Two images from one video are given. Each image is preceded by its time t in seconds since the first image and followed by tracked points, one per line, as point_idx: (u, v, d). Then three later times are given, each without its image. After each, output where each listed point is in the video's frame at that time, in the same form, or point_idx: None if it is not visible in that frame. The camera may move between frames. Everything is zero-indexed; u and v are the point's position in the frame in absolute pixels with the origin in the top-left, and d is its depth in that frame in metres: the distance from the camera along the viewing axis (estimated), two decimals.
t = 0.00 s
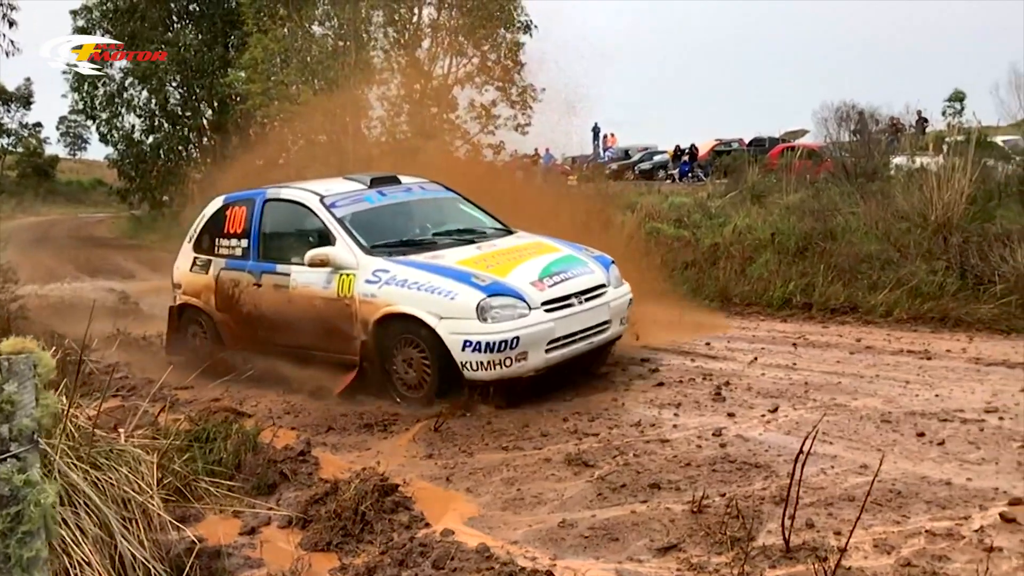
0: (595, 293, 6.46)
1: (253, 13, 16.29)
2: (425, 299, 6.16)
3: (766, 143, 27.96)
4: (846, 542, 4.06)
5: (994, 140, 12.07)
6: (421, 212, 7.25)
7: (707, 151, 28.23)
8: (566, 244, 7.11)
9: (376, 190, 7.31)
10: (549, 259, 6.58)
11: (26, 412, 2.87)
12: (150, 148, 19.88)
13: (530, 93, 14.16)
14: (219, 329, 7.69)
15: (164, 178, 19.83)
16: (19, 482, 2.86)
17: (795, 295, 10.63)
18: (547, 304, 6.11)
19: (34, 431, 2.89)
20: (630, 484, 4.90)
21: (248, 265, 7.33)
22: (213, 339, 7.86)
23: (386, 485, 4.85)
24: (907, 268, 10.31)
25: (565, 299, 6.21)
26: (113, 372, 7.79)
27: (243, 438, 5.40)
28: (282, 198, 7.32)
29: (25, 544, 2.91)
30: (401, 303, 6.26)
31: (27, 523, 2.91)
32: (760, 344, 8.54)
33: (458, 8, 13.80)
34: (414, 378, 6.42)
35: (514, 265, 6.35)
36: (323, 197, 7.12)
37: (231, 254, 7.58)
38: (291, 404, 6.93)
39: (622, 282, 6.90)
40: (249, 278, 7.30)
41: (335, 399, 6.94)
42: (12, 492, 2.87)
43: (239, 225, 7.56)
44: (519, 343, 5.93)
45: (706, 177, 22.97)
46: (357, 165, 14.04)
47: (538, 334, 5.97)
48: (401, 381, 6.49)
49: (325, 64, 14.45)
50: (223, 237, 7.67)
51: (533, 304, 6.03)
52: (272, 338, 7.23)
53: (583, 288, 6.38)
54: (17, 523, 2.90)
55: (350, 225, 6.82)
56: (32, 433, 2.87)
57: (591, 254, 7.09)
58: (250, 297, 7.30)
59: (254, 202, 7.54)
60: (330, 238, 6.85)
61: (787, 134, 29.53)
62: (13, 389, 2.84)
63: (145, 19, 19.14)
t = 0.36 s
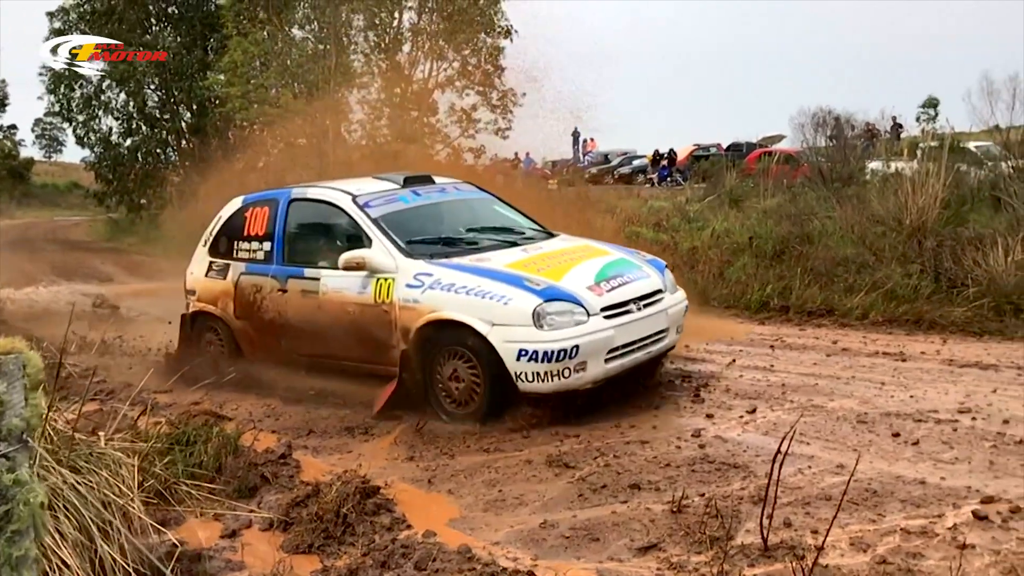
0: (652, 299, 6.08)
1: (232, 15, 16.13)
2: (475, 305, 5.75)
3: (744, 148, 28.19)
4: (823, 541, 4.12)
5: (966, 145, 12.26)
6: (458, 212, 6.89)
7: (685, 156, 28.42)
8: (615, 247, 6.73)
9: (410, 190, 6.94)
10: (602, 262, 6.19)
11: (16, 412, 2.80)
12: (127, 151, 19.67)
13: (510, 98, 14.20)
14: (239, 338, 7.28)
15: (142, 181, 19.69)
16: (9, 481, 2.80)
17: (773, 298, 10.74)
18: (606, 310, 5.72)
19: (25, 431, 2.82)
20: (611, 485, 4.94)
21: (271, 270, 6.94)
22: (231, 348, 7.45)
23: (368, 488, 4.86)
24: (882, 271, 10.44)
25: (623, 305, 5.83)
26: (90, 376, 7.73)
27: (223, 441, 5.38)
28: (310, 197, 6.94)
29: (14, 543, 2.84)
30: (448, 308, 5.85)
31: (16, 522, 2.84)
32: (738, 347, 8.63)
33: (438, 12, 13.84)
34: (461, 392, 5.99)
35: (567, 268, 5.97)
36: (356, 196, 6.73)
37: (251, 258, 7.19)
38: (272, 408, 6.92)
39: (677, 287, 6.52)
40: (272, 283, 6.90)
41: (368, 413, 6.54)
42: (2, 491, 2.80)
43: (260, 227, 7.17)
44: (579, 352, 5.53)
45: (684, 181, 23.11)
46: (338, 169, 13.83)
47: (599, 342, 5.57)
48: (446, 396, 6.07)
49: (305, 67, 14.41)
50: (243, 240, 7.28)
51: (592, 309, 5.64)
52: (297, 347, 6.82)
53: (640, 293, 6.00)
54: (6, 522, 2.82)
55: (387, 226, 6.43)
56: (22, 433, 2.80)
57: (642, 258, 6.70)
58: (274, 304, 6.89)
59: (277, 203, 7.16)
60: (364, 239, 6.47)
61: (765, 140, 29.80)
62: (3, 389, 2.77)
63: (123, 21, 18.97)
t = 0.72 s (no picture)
0: (720, 307, 5.69)
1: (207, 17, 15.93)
2: (533, 312, 5.34)
3: (718, 151, 28.42)
4: (796, 539, 4.18)
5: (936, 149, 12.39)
6: (500, 211, 6.53)
7: (660, 159, 28.61)
8: (670, 250, 6.36)
9: (448, 189, 6.58)
10: (664, 267, 5.81)
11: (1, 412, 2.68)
12: (99, 153, 19.34)
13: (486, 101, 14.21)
14: (262, 347, 6.88)
15: (114, 184, 19.46)
16: None
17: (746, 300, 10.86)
18: (675, 318, 5.33)
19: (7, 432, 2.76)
20: (588, 485, 4.98)
21: (297, 274, 6.55)
22: (253, 357, 7.05)
23: (346, 490, 4.85)
24: (854, 273, 10.56)
25: (692, 312, 5.44)
26: (62, 380, 7.67)
27: (198, 445, 5.36)
28: (340, 196, 6.54)
29: None
30: (503, 316, 5.44)
31: None
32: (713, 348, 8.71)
33: (414, 15, 13.81)
34: (516, 409, 5.58)
35: (629, 274, 5.58)
36: (393, 194, 6.35)
37: (274, 261, 6.78)
38: (248, 411, 6.92)
39: (740, 294, 6.14)
40: (299, 288, 6.51)
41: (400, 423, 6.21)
42: None
43: (285, 228, 6.77)
44: (648, 363, 5.12)
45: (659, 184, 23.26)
46: (312, 173, 13.97)
47: (670, 352, 5.17)
48: (499, 412, 5.66)
49: (281, 71, 14.33)
50: (264, 242, 6.87)
51: (660, 317, 5.25)
52: (328, 356, 6.42)
53: (707, 299, 5.61)
54: None
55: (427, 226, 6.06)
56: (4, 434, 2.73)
57: (702, 263, 6.30)
58: (301, 310, 6.49)
59: (303, 201, 6.75)
60: (402, 240, 6.11)
61: (738, 144, 30.05)
62: None
63: (94, 22, 18.79)
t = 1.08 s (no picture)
0: (785, 313, 5.45)
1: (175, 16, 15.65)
2: (593, 318, 5.04)
3: (688, 154, 28.64)
4: (763, 535, 4.24)
5: (901, 152, 12.66)
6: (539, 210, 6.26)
7: (630, 162, 28.78)
8: (723, 253, 6.11)
9: (484, 186, 6.27)
10: (723, 270, 5.56)
11: None
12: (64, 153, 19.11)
13: (457, 103, 14.18)
14: (281, 354, 6.57)
15: (79, 184, 19.21)
16: None
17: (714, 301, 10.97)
18: (744, 326, 5.07)
19: None
20: (560, 485, 5.02)
21: (322, 276, 6.22)
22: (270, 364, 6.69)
23: (318, 492, 4.84)
24: (821, 274, 10.70)
25: (759, 319, 5.19)
26: (27, 384, 7.58)
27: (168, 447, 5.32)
28: (368, 194, 6.22)
29: None
30: (558, 323, 5.15)
31: None
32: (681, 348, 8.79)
33: (384, 16, 13.73)
34: (571, 423, 5.24)
35: (690, 278, 5.31)
36: (429, 191, 6.05)
37: (295, 263, 6.45)
38: (219, 413, 6.89)
39: (798, 298, 5.91)
40: (324, 292, 6.18)
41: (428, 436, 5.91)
42: None
43: (308, 228, 6.43)
44: (719, 375, 4.85)
45: (629, 186, 23.39)
46: (282, 174, 13.91)
47: (742, 363, 4.91)
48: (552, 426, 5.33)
49: (251, 71, 14.00)
50: (284, 243, 6.54)
51: (729, 324, 4.99)
52: (354, 364, 6.13)
53: (772, 305, 5.38)
54: None
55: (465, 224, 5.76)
56: None
57: (758, 265, 6.06)
58: (326, 316, 6.17)
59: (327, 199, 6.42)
60: (438, 240, 5.80)
61: (709, 147, 30.28)
62: None
63: (58, 21, 18.18)
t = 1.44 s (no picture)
0: (849, 318, 5.16)
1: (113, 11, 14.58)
2: (655, 325, 4.69)
3: (635, 155, 28.90)
4: (707, 528, 4.33)
5: (841, 154, 12.97)
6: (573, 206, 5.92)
7: (577, 163, 28.94)
8: (773, 254, 5.81)
9: (516, 179, 5.96)
10: (782, 273, 5.24)
11: None
12: None
13: (405, 103, 14.06)
14: (291, 361, 6.12)
15: (14, 183, 18.60)
16: None
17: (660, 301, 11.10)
18: (816, 332, 4.75)
19: None
20: (509, 482, 5.06)
21: (340, 277, 5.79)
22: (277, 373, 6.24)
23: (265, 493, 4.79)
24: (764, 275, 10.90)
25: (827, 325, 4.88)
26: None
27: (111, 451, 5.23)
28: (392, 186, 5.83)
29: None
30: (614, 329, 4.79)
31: None
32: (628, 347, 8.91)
33: (332, 15, 13.57)
34: (629, 440, 4.85)
35: (752, 281, 4.98)
36: (460, 183, 5.70)
37: (308, 262, 6.01)
38: (164, 416, 6.79)
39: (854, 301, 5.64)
40: (342, 294, 5.75)
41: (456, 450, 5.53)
42: None
43: (323, 224, 6.00)
44: (794, 386, 4.51)
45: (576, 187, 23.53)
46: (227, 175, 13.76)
47: (817, 372, 4.59)
48: (606, 442, 4.94)
49: (195, 67, 13.44)
50: (295, 240, 6.09)
51: (802, 330, 4.65)
52: (375, 372, 5.72)
53: (837, 309, 5.08)
54: None
55: (501, 218, 5.41)
56: None
57: (811, 267, 5.76)
58: (343, 319, 5.73)
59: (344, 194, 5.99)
60: (470, 238, 5.42)
61: (655, 148, 30.60)
62: None
63: None
